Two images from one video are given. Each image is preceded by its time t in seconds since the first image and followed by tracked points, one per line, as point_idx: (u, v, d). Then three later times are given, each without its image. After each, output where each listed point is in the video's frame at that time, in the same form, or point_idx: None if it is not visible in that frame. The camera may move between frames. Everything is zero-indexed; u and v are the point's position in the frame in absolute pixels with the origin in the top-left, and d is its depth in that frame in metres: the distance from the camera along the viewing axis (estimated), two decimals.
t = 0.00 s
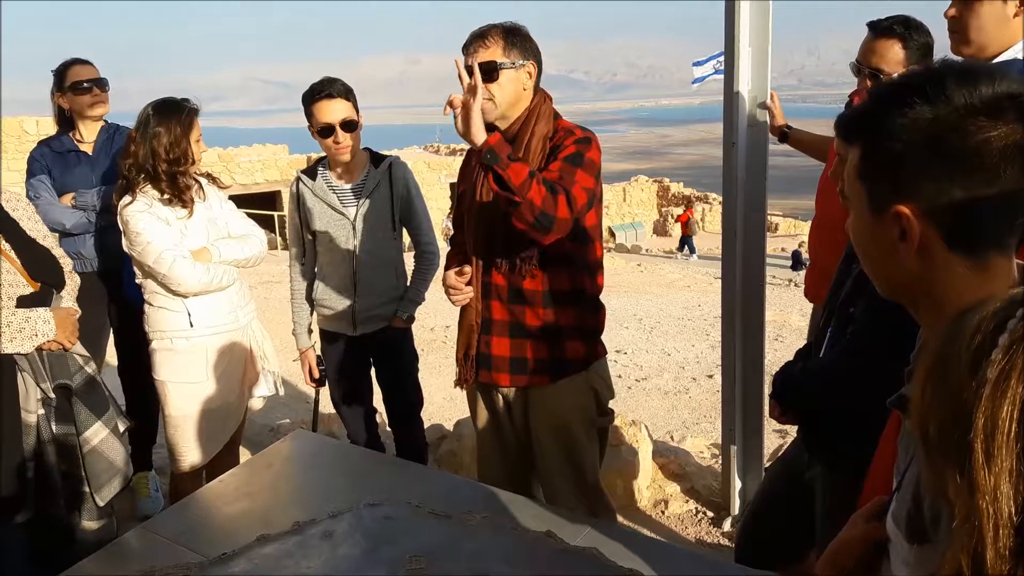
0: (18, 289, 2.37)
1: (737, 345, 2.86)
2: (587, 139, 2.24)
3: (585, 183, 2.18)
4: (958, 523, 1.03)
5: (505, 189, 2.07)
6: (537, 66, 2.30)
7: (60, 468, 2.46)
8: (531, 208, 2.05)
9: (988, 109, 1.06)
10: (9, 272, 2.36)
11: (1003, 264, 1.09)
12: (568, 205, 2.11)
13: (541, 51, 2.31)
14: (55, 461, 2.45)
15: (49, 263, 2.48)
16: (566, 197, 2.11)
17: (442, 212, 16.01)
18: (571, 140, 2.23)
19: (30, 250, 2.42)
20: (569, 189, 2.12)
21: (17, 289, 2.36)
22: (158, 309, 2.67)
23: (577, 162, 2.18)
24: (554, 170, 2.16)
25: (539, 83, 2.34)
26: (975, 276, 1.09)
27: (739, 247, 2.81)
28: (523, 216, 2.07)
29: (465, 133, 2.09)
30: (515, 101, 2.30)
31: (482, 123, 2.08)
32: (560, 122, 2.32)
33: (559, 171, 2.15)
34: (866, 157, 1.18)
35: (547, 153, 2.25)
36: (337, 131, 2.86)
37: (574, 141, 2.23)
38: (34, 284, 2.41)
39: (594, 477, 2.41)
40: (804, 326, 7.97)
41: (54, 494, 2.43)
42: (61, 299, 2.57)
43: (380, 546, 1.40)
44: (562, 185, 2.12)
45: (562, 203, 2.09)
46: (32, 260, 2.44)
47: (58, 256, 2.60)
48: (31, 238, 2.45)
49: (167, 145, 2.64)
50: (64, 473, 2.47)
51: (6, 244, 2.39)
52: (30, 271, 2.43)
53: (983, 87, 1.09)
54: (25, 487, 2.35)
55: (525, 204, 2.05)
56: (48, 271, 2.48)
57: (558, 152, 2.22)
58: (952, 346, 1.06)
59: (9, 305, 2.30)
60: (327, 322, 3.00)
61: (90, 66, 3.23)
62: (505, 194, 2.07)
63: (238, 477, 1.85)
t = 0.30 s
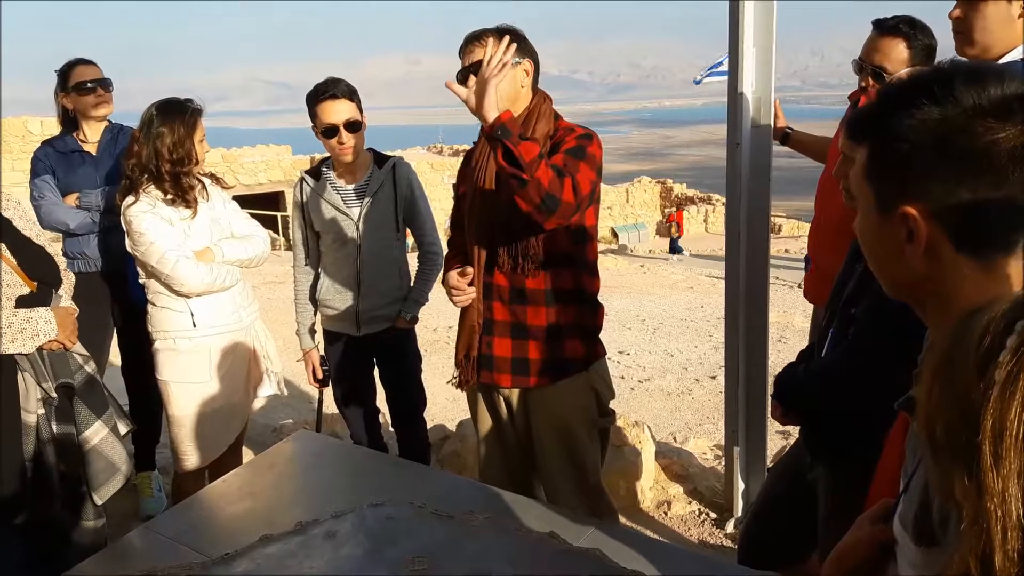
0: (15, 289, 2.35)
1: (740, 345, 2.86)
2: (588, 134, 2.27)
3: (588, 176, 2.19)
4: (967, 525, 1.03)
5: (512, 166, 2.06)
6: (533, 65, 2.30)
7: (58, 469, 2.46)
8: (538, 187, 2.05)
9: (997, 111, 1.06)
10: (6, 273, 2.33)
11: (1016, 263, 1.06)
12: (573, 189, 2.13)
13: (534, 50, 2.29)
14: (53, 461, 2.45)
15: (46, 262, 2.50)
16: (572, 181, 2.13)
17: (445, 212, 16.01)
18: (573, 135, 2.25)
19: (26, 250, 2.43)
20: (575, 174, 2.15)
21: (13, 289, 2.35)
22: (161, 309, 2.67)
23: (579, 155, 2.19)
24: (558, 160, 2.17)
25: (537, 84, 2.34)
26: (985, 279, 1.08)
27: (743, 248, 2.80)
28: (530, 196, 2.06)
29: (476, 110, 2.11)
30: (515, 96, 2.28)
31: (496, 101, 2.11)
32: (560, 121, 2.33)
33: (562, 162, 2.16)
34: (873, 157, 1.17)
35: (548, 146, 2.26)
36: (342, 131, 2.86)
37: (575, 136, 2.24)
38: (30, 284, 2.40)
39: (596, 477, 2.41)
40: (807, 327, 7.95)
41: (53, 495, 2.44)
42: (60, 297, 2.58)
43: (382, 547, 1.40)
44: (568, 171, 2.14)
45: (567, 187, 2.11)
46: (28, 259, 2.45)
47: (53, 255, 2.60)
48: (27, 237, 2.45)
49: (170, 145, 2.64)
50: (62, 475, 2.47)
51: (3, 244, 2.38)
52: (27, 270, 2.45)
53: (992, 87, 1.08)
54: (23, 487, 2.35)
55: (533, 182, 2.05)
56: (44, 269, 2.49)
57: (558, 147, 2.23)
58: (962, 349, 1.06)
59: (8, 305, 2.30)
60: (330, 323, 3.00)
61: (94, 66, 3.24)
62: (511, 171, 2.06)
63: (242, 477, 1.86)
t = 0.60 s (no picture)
0: (26, 289, 2.35)
1: (745, 345, 2.85)
2: (589, 136, 2.27)
3: (591, 179, 2.20)
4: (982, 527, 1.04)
5: (516, 172, 2.06)
6: (530, 66, 2.29)
7: (72, 468, 2.49)
8: (543, 192, 2.06)
9: (1008, 109, 1.06)
10: (16, 273, 2.34)
11: None
12: (577, 193, 2.14)
13: (531, 51, 2.29)
14: (66, 460, 2.49)
15: (55, 263, 2.48)
16: (576, 184, 2.14)
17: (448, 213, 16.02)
18: (574, 136, 2.26)
19: (37, 252, 2.42)
20: (579, 177, 2.16)
21: (25, 289, 2.35)
22: (167, 311, 2.68)
23: (582, 157, 2.20)
24: (559, 164, 2.17)
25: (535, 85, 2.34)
26: (995, 280, 1.07)
27: (747, 248, 2.80)
28: (535, 202, 2.07)
29: (476, 118, 2.10)
30: (513, 101, 2.27)
31: (494, 108, 2.09)
32: (560, 122, 2.33)
33: (566, 165, 2.17)
34: (882, 156, 1.17)
35: (548, 149, 2.26)
36: (348, 130, 2.86)
37: (577, 137, 2.25)
38: (41, 284, 2.40)
39: (601, 477, 2.41)
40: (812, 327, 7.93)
41: (65, 495, 2.48)
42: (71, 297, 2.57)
43: (388, 548, 1.40)
44: (572, 174, 2.15)
45: (572, 189, 2.12)
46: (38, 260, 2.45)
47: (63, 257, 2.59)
48: (37, 238, 2.43)
49: (175, 148, 2.65)
50: (76, 474, 2.50)
51: (13, 242, 2.36)
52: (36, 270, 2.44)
53: (1002, 86, 1.08)
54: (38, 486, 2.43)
55: (538, 187, 2.05)
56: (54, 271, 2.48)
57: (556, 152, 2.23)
58: (976, 351, 1.05)
59: (20, 304, 2.31)
60: (335, 325, 3.00)
61: (98, 69, 3.24)
62: (515, 178, 2.06)
63: (248, 479, 1.86)
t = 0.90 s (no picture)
0: (26, 279, 2.34)
1: (741, 343, 2.85)
2: (588, 131, 2.27)
3: (590, 174, 2.19)
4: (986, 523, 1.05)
5: (517, 167, 2.06)
6: (530, 60, 2.29)
7: (70, 458, 2.50)
8: (544, 187, 2.05)
9: (1010, 105, 1.05)
10: (17, 262, 2.32)
11: None
12: (577, 188, 2.14)
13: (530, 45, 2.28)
14: (65, 450, 2.49)
15: (54, 252, 2.45)
16: (576, 180, 2.14)
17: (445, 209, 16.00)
18: (572, 132, 2.25)
19: (36, 240, 2.40)
20: (578, 172, 2.15)
21: (24, 279, 2.33)
22: (161, 303, 2.67)
23: (581, 153, 2.20)
24: (559, 159, 2.16)
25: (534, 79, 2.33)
26: (998, 277, 1.06)
27: (744, 246, 2.79)
28: (536, 197, 2.06)
29: (476, 114, 2.10)
30: (514, 95, 2.26)
31: (496, 103, 2.08)
32: (559, 118, 2.33)
33: (565, 159, 2.16)
34: (882, 152, 1.17)
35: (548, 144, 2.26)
36: (348, 119, 2.85)
37: (576, 133, 2.25)
38: (41, 275, 2.38)
39: (596, 473, 2.41)
40: (807, 326, 7.94)
41: (66, 484, 2.48)
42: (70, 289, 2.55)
43: (383, 543, 1.40)
44: (571, 169, 2.15)
45: (572, 185, 2.12)
46: (38, 250, 2.42)
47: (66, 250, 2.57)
48: (37, 227, 2.43)
49: (172, 139, 2.63)
50: (75, 464, 2.51)
51: (13, 233, 2.36)
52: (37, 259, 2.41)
53: (1003, 82, 1.08)
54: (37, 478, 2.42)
55: (539, 182, 2.05)
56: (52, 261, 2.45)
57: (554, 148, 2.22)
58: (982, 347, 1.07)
59: (18, 293, 2.29)
60: (331, 318, 2.99)
61: (94, 58, 3.22)
62: (516, 173, 2.06)
63: (242, 472, 1.85)
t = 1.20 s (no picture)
0: (27, 275, 2.34)
1: (739, 342, 2.87)
2: (586, 129, 2.28)
3: (588, 173, 2.20)
4: (990, 515, 1.08)
5: (519, 165, 2.07)
6: (528, 58, 2.30)
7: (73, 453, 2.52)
8: (545, 185, 2.07)
9: (1009, 101, 1.06)
10: (20, 258, 2.33)
11: None
12: (578, 186, 2.15)
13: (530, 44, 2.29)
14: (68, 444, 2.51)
15: (55, 249, 2.48)
16: (576, 178, 2.15)
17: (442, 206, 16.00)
18: (571, 130, 2.27)
19: (36, 236, 2.42)
20: (579, 171, 2.17)
21: (27, 275, 2.34)
22: (162, 300, 2.67)
23: (580, 151, 2.20)
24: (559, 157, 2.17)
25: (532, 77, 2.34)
26: (997, 273, 1.07)
27: (742, 244, 2.80)
28: (537, 195, 2.08)
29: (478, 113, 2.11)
30: (513, 94, 2.27)
31: (497, 102, 2.09)
32: (557, 116, 2.34)
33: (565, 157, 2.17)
34: (881, 150, 1.18)
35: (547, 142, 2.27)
36: (339, 117, 2.86)
37: (574, 131, 2.26)
38: (43, 271, 2.39)
39: (595, 470, 2.43)
40: (804, 323, 7.96)
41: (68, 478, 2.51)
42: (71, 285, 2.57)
43: (383, 539, 1.41)
44: (572, 167, 2.16)
45: (572, 183, 2.13)
46: (40, 247, 2.44)
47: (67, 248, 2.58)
48: (38, 223, 2.44)
49: (173, 136, 2.64)
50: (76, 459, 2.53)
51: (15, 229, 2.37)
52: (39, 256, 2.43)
53: (1000, 79, 1.08)
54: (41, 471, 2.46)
55: (540, 181, 2.06)
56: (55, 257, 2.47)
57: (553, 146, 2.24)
58: (987, 343, 1.09)
59: (17, 289, 2.30)
60: (331, 315, 3.00)
61: (94, 56, 3.21)
62: (517, 171, 2.07)
63: (242, 469, 1.86)
